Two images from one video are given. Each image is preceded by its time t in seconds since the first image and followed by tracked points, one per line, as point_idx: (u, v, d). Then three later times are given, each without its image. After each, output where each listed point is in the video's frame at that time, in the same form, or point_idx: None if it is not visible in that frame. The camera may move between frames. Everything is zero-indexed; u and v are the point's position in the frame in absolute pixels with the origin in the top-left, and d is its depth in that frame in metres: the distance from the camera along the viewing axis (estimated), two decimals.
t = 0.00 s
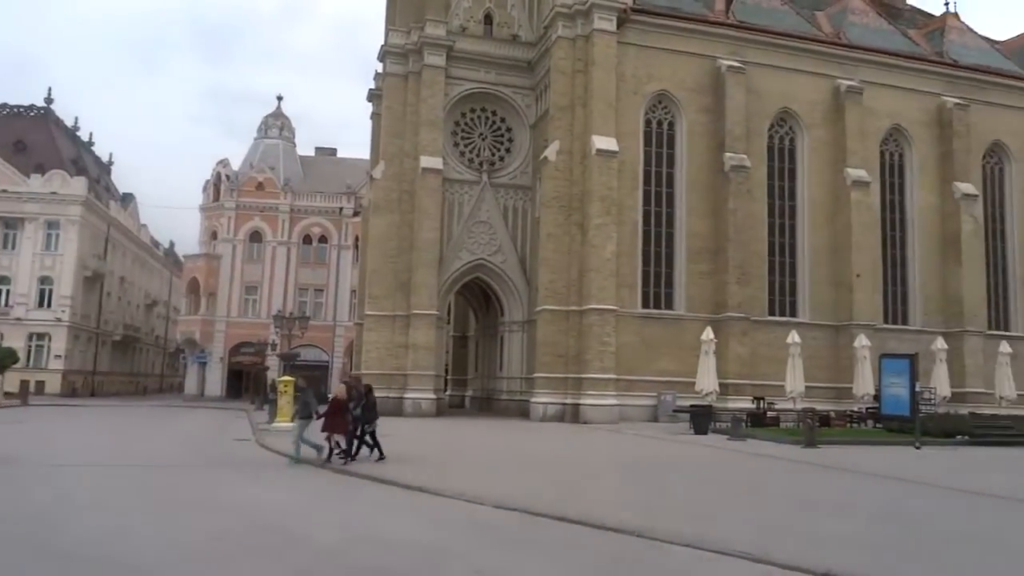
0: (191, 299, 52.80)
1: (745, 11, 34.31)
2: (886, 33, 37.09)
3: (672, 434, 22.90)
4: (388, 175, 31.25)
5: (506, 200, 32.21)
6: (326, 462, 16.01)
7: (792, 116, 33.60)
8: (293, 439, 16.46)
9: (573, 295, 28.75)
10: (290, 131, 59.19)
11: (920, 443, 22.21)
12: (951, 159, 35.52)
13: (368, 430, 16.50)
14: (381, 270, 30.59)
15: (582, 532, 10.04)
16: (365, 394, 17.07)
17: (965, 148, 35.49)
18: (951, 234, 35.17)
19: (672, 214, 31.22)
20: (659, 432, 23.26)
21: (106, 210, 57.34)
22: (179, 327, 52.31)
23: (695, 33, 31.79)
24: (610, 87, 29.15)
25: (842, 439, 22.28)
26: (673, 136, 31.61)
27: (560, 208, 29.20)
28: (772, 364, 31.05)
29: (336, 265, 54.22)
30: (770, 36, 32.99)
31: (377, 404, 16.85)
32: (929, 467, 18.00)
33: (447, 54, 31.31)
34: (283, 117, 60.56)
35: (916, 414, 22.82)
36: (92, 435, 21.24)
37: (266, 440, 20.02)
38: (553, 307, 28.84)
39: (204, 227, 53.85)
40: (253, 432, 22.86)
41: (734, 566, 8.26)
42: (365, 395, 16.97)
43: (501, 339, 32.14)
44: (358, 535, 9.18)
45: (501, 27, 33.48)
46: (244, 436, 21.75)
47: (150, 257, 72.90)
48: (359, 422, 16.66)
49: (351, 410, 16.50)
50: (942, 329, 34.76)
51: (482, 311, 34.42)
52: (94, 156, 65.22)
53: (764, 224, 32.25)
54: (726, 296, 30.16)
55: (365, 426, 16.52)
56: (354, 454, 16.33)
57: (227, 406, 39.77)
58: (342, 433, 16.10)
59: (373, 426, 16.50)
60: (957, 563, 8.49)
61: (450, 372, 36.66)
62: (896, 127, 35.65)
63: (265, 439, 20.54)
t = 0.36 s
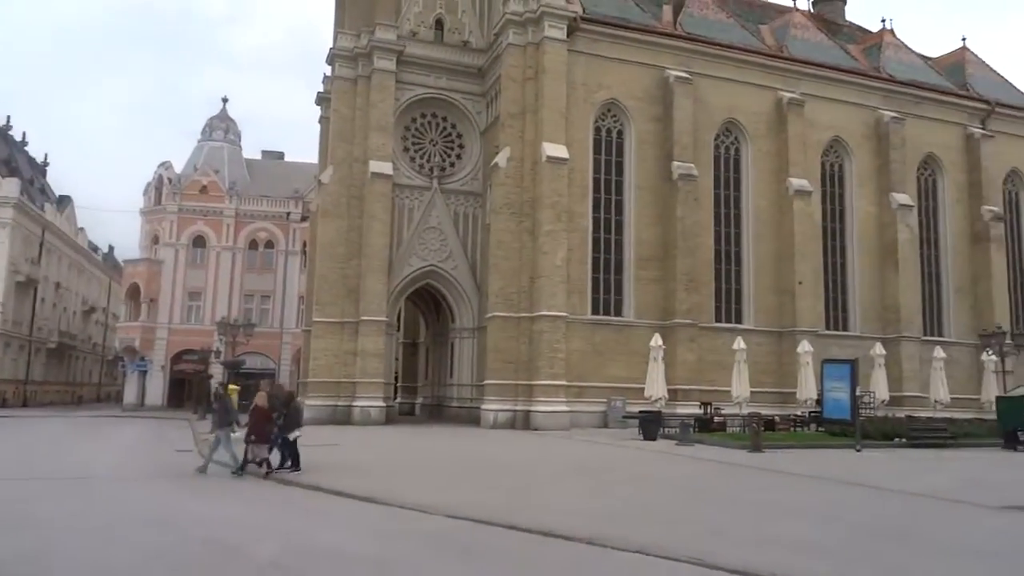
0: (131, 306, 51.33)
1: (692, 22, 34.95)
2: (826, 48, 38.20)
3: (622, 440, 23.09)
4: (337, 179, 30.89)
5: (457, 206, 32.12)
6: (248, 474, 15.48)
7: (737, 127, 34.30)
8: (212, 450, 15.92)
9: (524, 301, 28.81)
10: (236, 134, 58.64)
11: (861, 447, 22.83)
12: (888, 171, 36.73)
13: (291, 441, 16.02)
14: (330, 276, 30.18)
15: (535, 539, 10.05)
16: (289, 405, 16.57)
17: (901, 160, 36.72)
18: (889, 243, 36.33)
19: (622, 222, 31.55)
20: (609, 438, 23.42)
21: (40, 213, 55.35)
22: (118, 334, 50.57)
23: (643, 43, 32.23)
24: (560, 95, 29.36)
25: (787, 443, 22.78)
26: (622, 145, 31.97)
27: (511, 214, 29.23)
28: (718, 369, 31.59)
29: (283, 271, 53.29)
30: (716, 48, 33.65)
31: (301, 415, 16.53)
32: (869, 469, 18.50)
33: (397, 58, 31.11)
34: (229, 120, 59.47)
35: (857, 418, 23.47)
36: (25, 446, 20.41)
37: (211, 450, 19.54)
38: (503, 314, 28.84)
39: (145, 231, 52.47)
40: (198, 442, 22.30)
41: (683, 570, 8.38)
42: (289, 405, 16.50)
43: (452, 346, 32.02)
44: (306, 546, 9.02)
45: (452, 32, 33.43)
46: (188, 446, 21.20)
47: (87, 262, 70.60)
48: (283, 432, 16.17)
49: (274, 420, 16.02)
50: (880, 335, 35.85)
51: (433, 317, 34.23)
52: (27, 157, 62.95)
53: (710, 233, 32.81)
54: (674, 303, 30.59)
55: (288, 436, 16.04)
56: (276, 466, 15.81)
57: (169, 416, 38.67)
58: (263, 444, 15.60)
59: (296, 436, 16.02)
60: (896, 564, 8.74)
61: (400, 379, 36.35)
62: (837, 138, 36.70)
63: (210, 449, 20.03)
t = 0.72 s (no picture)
0: (114, 320, 50.84)
1: (675, 33, 35.18)
2: (808, 58, 38.56)
3: (610, 450, 23.04)
4: (321, 191, 30.77)
5: (443, 217, 32.08)
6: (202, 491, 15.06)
7: (721, 136, 34.50)
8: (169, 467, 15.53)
9: (511, 312, 28.77)
10: (220, 146, 58.27)
11: (848, 454, 22.89)
12: (871, 180, 37.06)
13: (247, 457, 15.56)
14: (315, 289, 30.00)
15: (523, 551, 9.99)
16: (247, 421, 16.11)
17: (883, 168, 37.05)
18: (873, 250, 36.59)
19: (608, 232, 31.61)
20: (597, 449, 23.36)
21: (21, 227, 54.76)
22: (101, 349, 50.16)
23: (627, 54, 32.39)
24: (545, 106, 29.43)
25: (775, 451, 22.82)
26: (608, 155, 32.07)
27: (497, 225, 29.20)
28: (706, 379, 31.64)
29: (269, 284, 52.99)
30: (699, 59, 33.87)
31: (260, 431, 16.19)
32: (858, 477, 18.55)
33: (381, 70, 31.10)
34: (213, 132, 59.34)
35: (844, 425, 23.54)
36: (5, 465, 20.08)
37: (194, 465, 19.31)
38: (490, 325, 28.73)
39: (128, 244, 52.10)
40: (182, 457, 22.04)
41: None
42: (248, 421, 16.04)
43: (439, 357, 31.92)
44: (288, 562, 8.90)
45: (435, 44, 33.49)
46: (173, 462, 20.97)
47: (70, 276, 69.95)
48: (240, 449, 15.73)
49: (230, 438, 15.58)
50: (866, 343, 36.04)
51: (419, 329, 34.11)
52: (9, 171, 62.38)
53: (696, 242, 32.93)
54: (661, 312, 30.65)
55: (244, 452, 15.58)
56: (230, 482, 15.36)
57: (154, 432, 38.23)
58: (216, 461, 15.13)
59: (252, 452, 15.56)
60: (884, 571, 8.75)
61: (386, 392, 36.17)
62: (820, 147, 36.98)
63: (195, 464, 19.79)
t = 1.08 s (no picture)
0: (53, 315, 49.26)
1: (632, 37, 35.58)
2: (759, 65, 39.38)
3: (562, 449, 23.16)
4: (273, 185, 30.28)
5: (398, 214, 31.86)
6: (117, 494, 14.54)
7: (675, 140, 34.99)
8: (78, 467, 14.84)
9: (465, 311, 28.72)
10: (169, 138, 57.37)
11: (793, 453, 23.47)
12: (819, 186, 38.05)
13: (165, 458, 15.13)
14: (266, 284, 29.50)
15: (485, 549, 9.98)
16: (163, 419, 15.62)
17: (830, 175, 38.06)
18: (819, 255, 37.56)
19: (563, 232, 31.79)
20: (549, 448, 23.45)
21: None
22: (39, 345, 48.53)
23: (584, 56, 32.61)
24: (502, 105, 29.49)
25: (723, 450, 23.24)
26: (564, 155, 32.25)
27: (452, 223, 29.09)
28: (656, 379, 32.09)
29: (218, 280, 51.86)
30: (655, 63, 34.29)
31: (176, 430, 15.70)
32: (805, 475, 19.02)
33: (337, 64, 30.72)
34: (162, 124, 58.14)
35: (790, 425, 24.12)
36: None
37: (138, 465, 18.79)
38: (444, 324, 28.60)
39: (70, 237, 50.55)
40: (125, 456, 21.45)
41: None
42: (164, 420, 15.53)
43: (392, 355, 31.68)
44: (235, 565, 8.67)
45: (393, 40, 33.29)
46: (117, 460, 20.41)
47: (7, 269, 67.47)
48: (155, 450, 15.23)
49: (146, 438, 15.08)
50: (811, 344, 36.98)
51: (372, 327, 33.81)
52: None
53: (649, 243, 33.34)
54: (614, 312, 31.03)
55: (162, 453, 15.13)
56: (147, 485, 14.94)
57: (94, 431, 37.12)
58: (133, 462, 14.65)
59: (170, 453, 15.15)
60: (838, 567, 8.97)
61: (337, 390, 35.77)
62: (770, 153, 37.79)
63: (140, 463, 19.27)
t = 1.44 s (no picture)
0: None
1: (544, 33, 35.88)
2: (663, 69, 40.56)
3: (466, 441, 23.18)
4: (168, 166, 28.86)
5: (301, 201, 30.99)
6: None
7: (583, 138, 35.53)
8: None
9: (369, 301, 28.26)
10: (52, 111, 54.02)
11: (689, 445, 24.38)
12: (716, 188, 39.57)
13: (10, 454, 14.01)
14: (159, 270, 28.13)
15: (398, 538, 9.74)
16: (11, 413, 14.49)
17: (727, 178, 39.65)
18: (715, 254, 39.12)
19: (471, 225, 31.75)
20: (453, 440, 23.40)
21: None
22: None
23: (496, 49, 32.61)
24: (412, 94, 29.17)
25: (623, 442, 23.89)
26: (473, 148, 32.20)
27: (357, 212, 28.49)
28: (559, 372, 32.62)
29: (104, 264, 49.06)
30: (565, 60, 34.67)
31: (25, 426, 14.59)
32: (703, 465, 19.79)
33: (241, 43, 29.54)
34: (44, 95, 54.47)
35: (685, 418, 25.03)
36: None
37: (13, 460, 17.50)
38: (347, 314, 28.08)
39: None
40: None
41: (553, 559, 8.50)
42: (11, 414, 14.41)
43: (292, 346, 30.86)
44: (120, 565, 8.09)
45: (301, 21, 32.43)
46: None
47: None
48: None
49: None
50: (705, 340, 38.51)
51: (272, 317, 32.83)
52: None
53: (555, 238, 33.75)
54: (519, 306, 31.36)
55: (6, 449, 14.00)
56: None
57: None
58: None
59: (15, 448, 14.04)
60: (744, 546, 9.36)
61: (233, 381, 34.57)
62: (672, 155, 38.97)
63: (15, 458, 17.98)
